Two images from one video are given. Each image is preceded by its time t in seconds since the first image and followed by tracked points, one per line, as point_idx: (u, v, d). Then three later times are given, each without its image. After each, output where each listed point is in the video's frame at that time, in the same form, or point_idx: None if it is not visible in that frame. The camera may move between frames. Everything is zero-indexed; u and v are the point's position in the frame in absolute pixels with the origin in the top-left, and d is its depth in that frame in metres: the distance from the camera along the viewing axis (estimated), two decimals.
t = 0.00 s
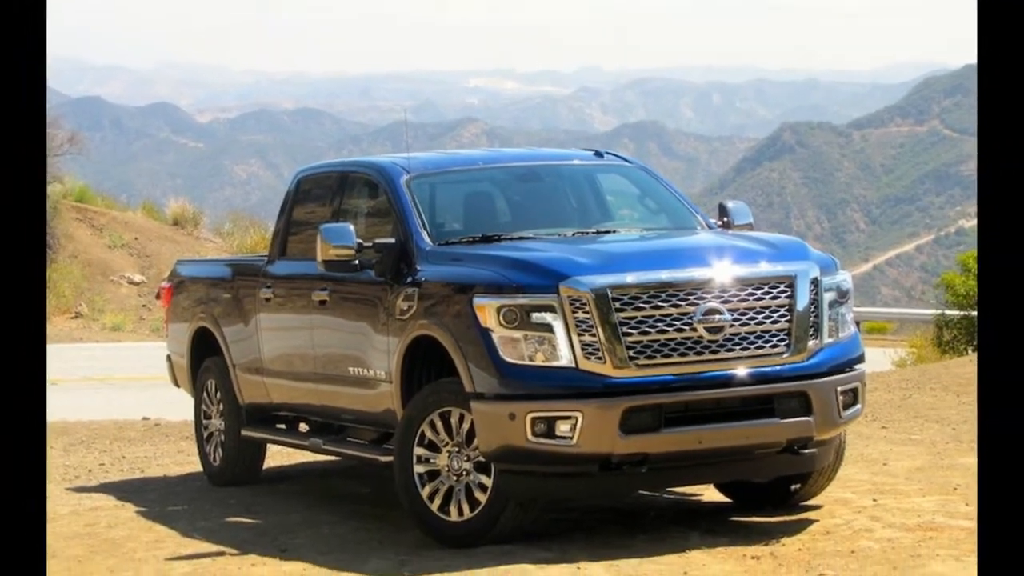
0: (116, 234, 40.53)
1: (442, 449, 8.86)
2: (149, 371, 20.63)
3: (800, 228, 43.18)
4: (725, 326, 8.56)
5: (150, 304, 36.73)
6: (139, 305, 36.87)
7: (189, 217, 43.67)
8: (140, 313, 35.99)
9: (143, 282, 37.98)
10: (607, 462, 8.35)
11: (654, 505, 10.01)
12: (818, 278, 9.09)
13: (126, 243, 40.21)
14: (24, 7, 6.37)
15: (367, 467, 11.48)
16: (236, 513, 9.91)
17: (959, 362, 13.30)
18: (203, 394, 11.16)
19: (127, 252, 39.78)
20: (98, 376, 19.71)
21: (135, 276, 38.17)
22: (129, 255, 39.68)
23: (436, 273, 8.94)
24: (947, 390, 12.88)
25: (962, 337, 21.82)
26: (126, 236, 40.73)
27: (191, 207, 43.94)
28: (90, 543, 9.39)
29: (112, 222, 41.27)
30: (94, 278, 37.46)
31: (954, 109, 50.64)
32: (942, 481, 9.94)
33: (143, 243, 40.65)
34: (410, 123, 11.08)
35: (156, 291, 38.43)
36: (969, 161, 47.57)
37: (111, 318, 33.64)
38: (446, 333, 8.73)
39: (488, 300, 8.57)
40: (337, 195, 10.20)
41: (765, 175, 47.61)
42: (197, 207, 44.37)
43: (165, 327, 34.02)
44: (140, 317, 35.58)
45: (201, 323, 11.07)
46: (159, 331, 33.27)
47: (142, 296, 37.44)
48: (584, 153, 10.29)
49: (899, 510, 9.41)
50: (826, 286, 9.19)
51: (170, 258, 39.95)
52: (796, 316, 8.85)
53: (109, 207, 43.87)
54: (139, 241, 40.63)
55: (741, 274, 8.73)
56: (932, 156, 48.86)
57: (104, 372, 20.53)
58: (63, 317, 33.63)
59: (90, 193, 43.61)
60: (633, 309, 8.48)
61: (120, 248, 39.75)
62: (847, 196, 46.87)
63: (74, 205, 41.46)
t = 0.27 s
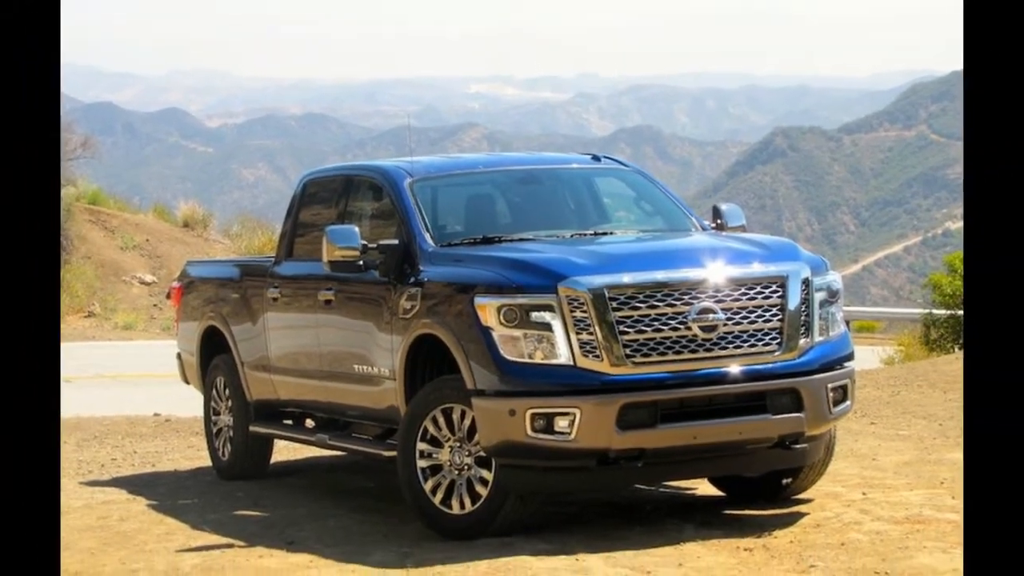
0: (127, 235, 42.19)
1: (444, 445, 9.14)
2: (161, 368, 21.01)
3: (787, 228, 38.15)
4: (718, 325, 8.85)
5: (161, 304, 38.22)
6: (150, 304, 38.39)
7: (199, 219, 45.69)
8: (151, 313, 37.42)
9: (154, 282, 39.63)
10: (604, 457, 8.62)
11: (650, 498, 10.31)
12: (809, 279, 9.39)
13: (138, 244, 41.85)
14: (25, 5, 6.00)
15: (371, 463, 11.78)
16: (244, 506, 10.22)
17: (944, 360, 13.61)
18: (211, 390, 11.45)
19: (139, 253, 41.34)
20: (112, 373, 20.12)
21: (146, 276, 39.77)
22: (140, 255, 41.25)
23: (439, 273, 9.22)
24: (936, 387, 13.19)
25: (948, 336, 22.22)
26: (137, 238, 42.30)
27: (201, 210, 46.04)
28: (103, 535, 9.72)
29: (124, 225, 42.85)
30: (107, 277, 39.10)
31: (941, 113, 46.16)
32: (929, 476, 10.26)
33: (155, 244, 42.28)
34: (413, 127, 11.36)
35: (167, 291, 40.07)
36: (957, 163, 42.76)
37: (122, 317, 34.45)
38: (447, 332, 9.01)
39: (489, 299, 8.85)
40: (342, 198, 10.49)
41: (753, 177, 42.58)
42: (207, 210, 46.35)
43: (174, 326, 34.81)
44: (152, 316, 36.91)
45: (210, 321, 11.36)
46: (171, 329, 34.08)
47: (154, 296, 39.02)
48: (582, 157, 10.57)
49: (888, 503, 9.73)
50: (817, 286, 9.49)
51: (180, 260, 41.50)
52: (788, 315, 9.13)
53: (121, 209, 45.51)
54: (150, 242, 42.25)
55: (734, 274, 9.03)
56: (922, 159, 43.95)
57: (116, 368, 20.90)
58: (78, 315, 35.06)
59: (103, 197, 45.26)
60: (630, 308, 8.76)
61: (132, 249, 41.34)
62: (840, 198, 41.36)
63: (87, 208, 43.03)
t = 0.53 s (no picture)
0: (139, 237, 43.00)
1: (447, 440, 9.42)
2: (170, 365, 21.37)
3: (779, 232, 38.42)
4: (712, 324, 9.16)
5: (172, 304, 38.95)
6: (161, 303, 39.18)
7: (209, 221, 46.40)
8: (162, 311, 38.14)
9: (165, 282, 40.45)
10: (602, 452, 8.89)
11: (646, 492, 10.62)
12: (800, 279, 9.69)
13: (149, 245, 42.68)
14: (26, 6, 5.88)
15: (375, 458, 12.10)
16: (252, 499, 10.55)
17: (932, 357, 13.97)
18: (221, 387, 11.75)
19: (150, 254, 42.16)
20: (123, 370, 20.48)
21: (158, 277, 40.61)
22: (151, 256, 42.05)
23: (441, 274, 9.52)
24: (923, 385, 13.53)
25: (935, 334, 22.52)
26: (149, 239, 43.10)
27: (210, 213, 46.77)
28: (116, 528, 10.06)
29: (136, 226, 43.71)
30: (119, 278, 39.93)
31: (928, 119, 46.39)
32: (917, 470, 10.62)
33: (166, 246, 43.04)
34: (417, 131, 11.66)
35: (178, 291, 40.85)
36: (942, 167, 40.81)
37: (134, 316, 34.96)
38: (449, 330, 9.31)
39: (490, 299, 9.16)
40: (348, 201, 10.80)
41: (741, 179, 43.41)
42: (216, 212, 47.20)
43: (184, 324, 35.40)
44: (162, 315, 37.61)
45: (219, 320, 11.67)
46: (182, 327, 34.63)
47: (164, 296, 39.84)
48: (580, 161, 10.88)
49: (876, 496, 10.07)
50: (808, 286, 9.80)
51: (190, 261, 42.20)
52: (780, 315, 9.44)
53: (133, 212, 46.41)
54: (161, 243, 43.03)
55: (727, 275, 9.35)
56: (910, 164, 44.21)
57: (127, 366, 21.28)
58: (91, 314, 35.83)
59: (115, 200, 46.23)
60: (626, 307, 9.07)
61: (143, 251, 42.16)
62: (831, 199, 42.18)
63: (100, 210, 43.86)
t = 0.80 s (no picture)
0: (151, 238, 43.58)
1: (449, 435, 9.73)
2: (181, 362, 21.77)
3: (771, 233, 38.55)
4: (706, 323, 9.48)
5: (183, 303, 39.45)
6: (172, 302, 39.72)
7: (218, 223, 46.75)
8: (174, 310, 38.65)
9: (177, 282, 40.98)
10: (599, 446, 9.19)
11: (641, 486, 10.96)
12: (790, 279, 10.01)
13: (160, 247, 43.21)
14: (24, 6, 6.32)
15: (380, 453, 12.45)
16: (260, 493, 10.90)
17: (918, 355, 14.40)
18: (230, 384, 12.08)
19: (161, 255, 42.66)
20: (134, 367, 20.91)
21: (169, 277, 41.19)
22: (163, 257, 42.55)
23: (444, 274, 9.83)
24: (910, 382, 13.94)
25: (923, 332, 22.81)
26: (160, 240, 43.67)
27: (220, 215, 47.19)
28: (128, 520, 10.41)
29: (148, 228, 44.31)
30: (132, 278, 40.50)
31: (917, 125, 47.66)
32: (904, 464, 11.00)
33: (176, 247, 43.54)
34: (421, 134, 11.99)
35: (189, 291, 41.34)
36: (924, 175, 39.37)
37: (145, 316, 35.40)
38: (451, 329, 9.64)
39: (490, 299, 9.47)
40: (352, 204, 11.14)
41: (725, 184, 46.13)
42: (225, 215, 47.61)
43: (194, 323, 35.89)
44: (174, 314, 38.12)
45: (229, 319, 12.00)
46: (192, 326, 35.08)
47: (176, 295, 40.38)
48: (577, 165, 11.20)
49: (864, 489, 10.42)
50: (798, 286, 10.13)
51: (200, 261, 42.67)
52: (771, 314, 9.76)
53: (145, 214, 47.04)
54: (172, 245, 43.54)
55: (720, 275, 9.67)
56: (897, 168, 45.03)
57: (140, 363, 21.71)
58: (105, 314, 36.36)
59: (128, 203, 46.92)
60: (623, 306, 9.39)
61: (154, 252, 42.69)
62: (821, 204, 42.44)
63: (113, 213, 44.55)
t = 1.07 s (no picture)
0: (163, 240, 44.02)
1: (450, 430, 10.06)
2: (192, 360, 22.14)
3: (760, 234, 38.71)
4: (699, 322, 9.82)
5: (194, 303, 39.83)
6: (184, 301, 40.11)
7: (228, 225, 47.18)
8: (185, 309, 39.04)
9: (188, 282, 41.38)
10: (596, 441, 9.53)
11: (636, 479, 11.32)
12: (781, 279, 10.35)
13: (172, 248, 43.65)
14: (24, 6, 6.68)
15: (385, 448, 12.84)
16: (269, 485, 11.26)
17: (905, 353, 14.82)
18: (239, 380, 12.44)
19: (172, 256, 43.05)
20: (144, 365, 21.30)
21: (181, 277, 41.56)
22: (174, 258, 42.96)
23: (447, 274, 10.18)
24: (898, 379, 14.36)
25: (908, 331, 23.32)
26: (172, 242, 44.15)
27: (230, 217, 47.57)
28: (140, 512, 10.79)
29: (161, 230, 44.77)
30: (144, 279, 40.96)
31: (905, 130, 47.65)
32: (891, 458, 11.41)
33: (188, 248, 43.94)
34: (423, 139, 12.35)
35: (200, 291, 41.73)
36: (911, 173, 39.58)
37: (157, 315, 35.75)
38: (453, 327, 9.98)
39: (491, 298, 9.81)
40: (358, 207, 11.50)
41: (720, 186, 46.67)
42: (234, 217, 47.97)
43: (205, 323, 36.27)
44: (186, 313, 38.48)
45: (238, 318, 12.35)
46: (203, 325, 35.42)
47: (187, 294, 40.78)
48: (575, 169, 11.55)
49: (853, 483, 10.81)
50: (789, 286, 10.47)
51: (211, 262, 43.04)
52: (763, 313, 10.10)
53: (156, 217, 47.45)
54: (183, 246, 43.94)
55: (713, 275, 10.02)
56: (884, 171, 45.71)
57: (154, 361, 22.10)
58: (117, 314, 36.79)
59: (140, 206, 47.30)
60: (619, 305, 9.73)
61: (166, 253, 43.12)
62: (811, 205, 42.19)
63: (126, 215, 45.09)
